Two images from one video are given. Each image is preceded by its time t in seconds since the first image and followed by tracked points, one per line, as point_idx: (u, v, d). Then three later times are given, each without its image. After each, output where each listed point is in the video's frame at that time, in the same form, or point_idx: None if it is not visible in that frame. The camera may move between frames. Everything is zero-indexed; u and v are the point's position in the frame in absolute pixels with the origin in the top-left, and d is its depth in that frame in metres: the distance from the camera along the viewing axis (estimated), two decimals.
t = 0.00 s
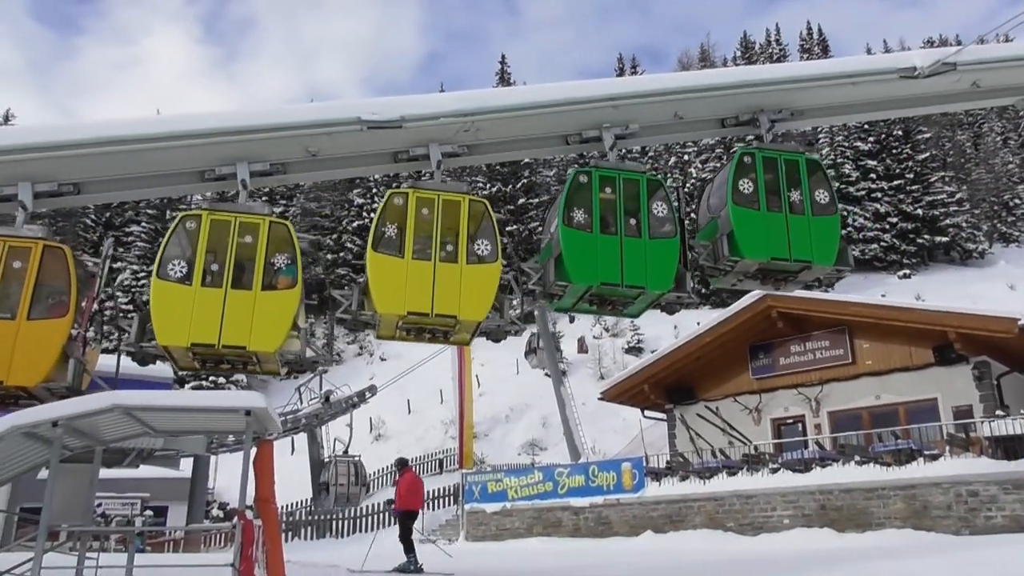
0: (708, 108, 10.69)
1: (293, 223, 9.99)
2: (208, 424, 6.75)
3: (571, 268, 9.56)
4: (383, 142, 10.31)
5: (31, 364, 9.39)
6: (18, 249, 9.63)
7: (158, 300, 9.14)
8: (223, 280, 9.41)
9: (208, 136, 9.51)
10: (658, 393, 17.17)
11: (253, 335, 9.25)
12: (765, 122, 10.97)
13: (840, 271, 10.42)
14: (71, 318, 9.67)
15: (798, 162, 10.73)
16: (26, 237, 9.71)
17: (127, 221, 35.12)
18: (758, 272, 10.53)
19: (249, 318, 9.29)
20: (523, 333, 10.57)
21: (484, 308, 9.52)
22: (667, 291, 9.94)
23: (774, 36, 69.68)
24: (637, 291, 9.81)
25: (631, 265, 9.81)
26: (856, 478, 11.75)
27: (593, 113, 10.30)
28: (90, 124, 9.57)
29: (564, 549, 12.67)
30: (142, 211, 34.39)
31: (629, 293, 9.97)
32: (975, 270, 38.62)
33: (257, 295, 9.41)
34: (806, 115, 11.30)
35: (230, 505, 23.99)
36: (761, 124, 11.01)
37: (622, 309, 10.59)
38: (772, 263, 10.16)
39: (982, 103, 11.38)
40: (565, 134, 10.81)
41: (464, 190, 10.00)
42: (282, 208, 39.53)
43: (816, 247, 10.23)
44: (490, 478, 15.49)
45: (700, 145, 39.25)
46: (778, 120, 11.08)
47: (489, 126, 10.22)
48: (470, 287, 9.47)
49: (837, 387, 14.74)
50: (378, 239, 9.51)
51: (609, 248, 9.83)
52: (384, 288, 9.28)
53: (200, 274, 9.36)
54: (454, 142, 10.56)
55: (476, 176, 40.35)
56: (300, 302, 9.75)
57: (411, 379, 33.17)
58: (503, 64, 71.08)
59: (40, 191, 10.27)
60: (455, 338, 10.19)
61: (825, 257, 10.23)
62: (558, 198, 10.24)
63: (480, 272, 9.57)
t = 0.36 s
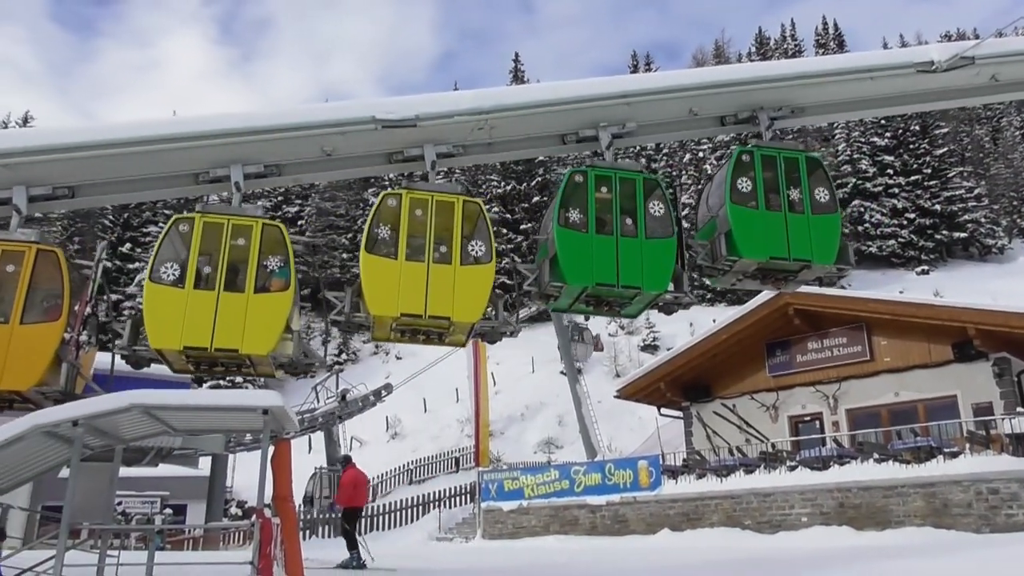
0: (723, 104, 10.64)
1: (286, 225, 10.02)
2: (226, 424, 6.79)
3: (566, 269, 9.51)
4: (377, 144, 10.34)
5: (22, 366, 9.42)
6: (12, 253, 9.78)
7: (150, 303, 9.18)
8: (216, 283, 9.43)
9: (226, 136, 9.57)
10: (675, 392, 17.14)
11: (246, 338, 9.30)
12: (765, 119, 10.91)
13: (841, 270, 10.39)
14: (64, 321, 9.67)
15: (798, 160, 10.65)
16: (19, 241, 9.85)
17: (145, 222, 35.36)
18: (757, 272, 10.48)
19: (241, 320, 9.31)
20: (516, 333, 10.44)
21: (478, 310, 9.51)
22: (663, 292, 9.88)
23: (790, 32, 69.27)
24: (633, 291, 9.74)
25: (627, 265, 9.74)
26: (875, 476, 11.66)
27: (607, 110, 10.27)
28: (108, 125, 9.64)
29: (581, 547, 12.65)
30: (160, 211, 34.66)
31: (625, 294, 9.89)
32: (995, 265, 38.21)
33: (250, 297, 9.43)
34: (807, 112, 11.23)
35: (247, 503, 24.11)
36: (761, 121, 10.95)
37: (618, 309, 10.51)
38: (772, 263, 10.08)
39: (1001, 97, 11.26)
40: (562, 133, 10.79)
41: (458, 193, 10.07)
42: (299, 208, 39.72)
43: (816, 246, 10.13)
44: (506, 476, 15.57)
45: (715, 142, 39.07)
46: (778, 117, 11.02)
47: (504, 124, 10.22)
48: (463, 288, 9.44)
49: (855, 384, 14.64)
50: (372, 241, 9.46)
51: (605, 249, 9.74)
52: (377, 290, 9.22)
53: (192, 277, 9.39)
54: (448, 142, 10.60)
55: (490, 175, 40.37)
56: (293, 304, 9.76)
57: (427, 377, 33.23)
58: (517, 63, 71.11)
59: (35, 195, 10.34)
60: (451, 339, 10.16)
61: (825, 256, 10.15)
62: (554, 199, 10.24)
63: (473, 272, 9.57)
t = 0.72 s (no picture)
0: (738, 102, 10.60)
1: (278, 229, 9.98)
2: (242, 424, 6.84)
3: (560, 271, 9.42)
4: (372, 146, 10.33)
5: (13, 372, 9.20)
6: (5, 259, 9.60)
7: (142, 308, 9.10)
8: (208, 287, 9.37)
9: (241, 138, 9.63)
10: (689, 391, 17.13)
11: (238, 343, 9.22)
12: (763, 119, 10.83)
13: (840, 271, 10.33)
14: (57, 327, 9.48)
15: (795, 160, 10.62)
16: (12, 247, 9.69)
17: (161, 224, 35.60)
18: (755, 273, 10.35)
19: (233, 325, 9.25)
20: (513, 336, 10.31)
21: (472, 313, 9.42)
22: (659, 293, 9.84)
23: (804, 29, 68.90)
24: (628, 293, 9.67)
25: (621, 267, 9.68)
26: (892, 475, 11.58)
27: (620, 109, 10.25)
28: (124, 128, 9.71)
29: (596, 547, 12.63)
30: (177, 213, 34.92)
31: (620, 296, 9.82)
32: (1014, 262, 37.84)
33: (242, 302, 9.37)
34: (805, 111, 11.18)
35: (263, 503, 24.23)
36: (760, 121, 10.87)
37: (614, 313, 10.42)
38: (769, 263, 10.00)
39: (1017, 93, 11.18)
40: (558, 134, 10.73)
41: (452, 195, 9.97)
42: (313, 209, 39.88)
43: (814, 247, 10.05)
44: (521, 475, 15.62)
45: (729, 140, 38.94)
46: (777, 117, 10.95)
47: (518, 124, 10.23)
48: (456, 292, 9.36)
49: (871, 383, 14.54)
50: (365, 245, 9.41)
51: (600, 251, 9.69)
52: (369, 293, 9.20)
53: (185, 282, 9.32)
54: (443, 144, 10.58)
55: (503, 174, 40.42)
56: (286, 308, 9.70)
57: (441, 377, 33.31)
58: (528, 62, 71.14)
59: (30, 201, 10.45)
60: (445, 342, 10.10)
61: (823, 257, 10.03)
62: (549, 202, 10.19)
63: (467, 275, 9.46)
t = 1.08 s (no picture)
0: (753, 98, 10.53)
1: (273, 233, 10.02)
2: (259, 423, 6.87)
3: (556, 274, 9.41)
4: (368, 148, 10.32)
5: (8, 377, 9.32)
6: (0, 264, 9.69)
7: (136, 312, 9.18)
8: (202, 291, 9.42)
9: (256, 139, 9.68)
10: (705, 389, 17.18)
11: (232, 346, 9.23)
12: (763, 117, 10.76)
13: (840, 272, 10.23)
14: (52, 332, 9.58)
15: (795, 159, 10.51)
16: (8, 252, 9.78)
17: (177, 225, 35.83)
18: (753, 273, 10.26)
19: (227, 328, 9.27)
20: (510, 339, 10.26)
21: (466, 315, 9.39)
22: (655, 295, 9.77)
23: (819, 25, 68.48)
24: (623, 295, 9.63)
25: (617, 269, 9.63)
26: (911, 473, 11.48)
27: (634, 107, 10.22)
28: (141, 131, 9.79)
29: (612, 546, 12.61)
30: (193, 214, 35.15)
31: (616, 298, 9.77)
32: None
33: (237, 306, 9.40)
34: (805, 109, 11.10)
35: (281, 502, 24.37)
36: (759, 119, 10.79)
37: (611, 314, 10.40)
38: (767, 264, 9.89)
39: None
40: (555, 135, 10.70)
41: (448, 198, 10.01)
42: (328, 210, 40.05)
43: (813, 247, 9.96)
44: (538, 474, 15.62)
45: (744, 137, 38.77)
46: (776, 115, 10.87)
47: (533, 123, 10.23)
48: (451, 293, 9.35)
49: (889, 381, 14.42)
50: (359, 248, 9.44)
51: (595, 253, 9.66)
52: (363, 296, 9.20)
53: (179, 287, 9.39)
54: (439, 145, 10.54)
55: (517, 174, 40.43)
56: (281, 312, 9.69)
57: (456, 376, 33.37)
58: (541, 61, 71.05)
59: (26, 206, 10.52)
60: (441, 343, 10.00)
61: (822, 257, 9.95)
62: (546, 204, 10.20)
63: (461, 277, 9.45)
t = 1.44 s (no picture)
0: (770, 96, 10.48)
1: (269, 238, 10.05)
2: (275, 424, 6.91)
3: (553, 277, 9.41)
4: (360, 151, 10.29)
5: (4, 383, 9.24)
6: None
7: (133, 316, 9.26)
8: (198, 296, 9.48)
9: (272, 141, 9.72)
10: (721, 387, 17.18)
11: (227, 351, 9.28)
12: (762, 117, 10.63)
13: (840, 273, 10.15)
14: (47, 337, 9.55)
15: (794, 159, 10.48)
16: (6, 259, 9.85)
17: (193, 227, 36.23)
18: (753, 275, 10.19)
19: (222, 333, 9.33)
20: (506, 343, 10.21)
21: (462, 318, 9.37)
22: (652, 298, 9.72)
23: (835, 21, 67.96)
24: (620, 298, 9.61)
25: (614, 272, 9.60)
26: (931, 472, 11.37)
27: (649, 105, 10.18)
28: (160, 134, 9.87)
29: (629, 546, 12.58)
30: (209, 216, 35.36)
31: (614, 301, 9.76)
32: None
33: (232, 310, 9.44)
34: (807, 108, 11.01)
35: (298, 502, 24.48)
36: (759, 119, 10.66)
37: (609, 316, 10.37)
38: (767, 265, 9.81)
39: None
40: (552, 137, 10.68)
41: (443, 200, 9.99)
42: (343, 211, 40.18)
43: (812, 247, 9.89)
44: (554, 474, 15.58)
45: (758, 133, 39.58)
46: (776, 114, 10.77)
47: (548, 121, 10.21)
48: (447, 298, 9.37)
49: (908, 379, 14.28)
50: (354, 252, 9.49)
51: (591, 255, 9.63)
52: (358, 300, 9.24)
53: (175, 291, 9.45)
54: (436, 149, 10.56)
55: (532, 173, 40.41)
56: (276, 316, 9.74)
57: (472, 376, 33.41)
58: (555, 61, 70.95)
59: (24, 213, 10.62)
60: (438, 348, 9.99)
61: (823, 258, 9.90)
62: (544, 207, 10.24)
63: (457, 280, 9.48)
